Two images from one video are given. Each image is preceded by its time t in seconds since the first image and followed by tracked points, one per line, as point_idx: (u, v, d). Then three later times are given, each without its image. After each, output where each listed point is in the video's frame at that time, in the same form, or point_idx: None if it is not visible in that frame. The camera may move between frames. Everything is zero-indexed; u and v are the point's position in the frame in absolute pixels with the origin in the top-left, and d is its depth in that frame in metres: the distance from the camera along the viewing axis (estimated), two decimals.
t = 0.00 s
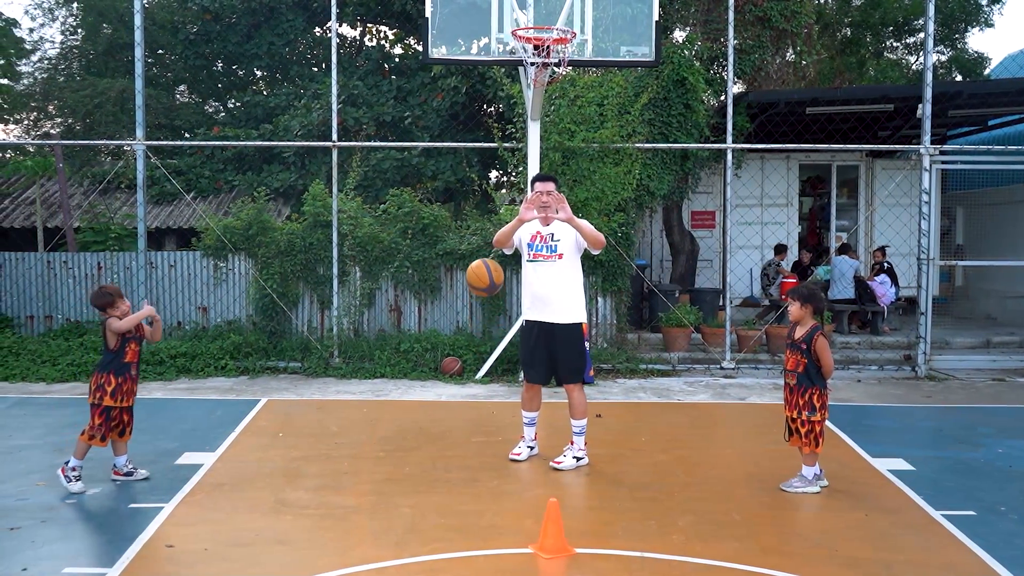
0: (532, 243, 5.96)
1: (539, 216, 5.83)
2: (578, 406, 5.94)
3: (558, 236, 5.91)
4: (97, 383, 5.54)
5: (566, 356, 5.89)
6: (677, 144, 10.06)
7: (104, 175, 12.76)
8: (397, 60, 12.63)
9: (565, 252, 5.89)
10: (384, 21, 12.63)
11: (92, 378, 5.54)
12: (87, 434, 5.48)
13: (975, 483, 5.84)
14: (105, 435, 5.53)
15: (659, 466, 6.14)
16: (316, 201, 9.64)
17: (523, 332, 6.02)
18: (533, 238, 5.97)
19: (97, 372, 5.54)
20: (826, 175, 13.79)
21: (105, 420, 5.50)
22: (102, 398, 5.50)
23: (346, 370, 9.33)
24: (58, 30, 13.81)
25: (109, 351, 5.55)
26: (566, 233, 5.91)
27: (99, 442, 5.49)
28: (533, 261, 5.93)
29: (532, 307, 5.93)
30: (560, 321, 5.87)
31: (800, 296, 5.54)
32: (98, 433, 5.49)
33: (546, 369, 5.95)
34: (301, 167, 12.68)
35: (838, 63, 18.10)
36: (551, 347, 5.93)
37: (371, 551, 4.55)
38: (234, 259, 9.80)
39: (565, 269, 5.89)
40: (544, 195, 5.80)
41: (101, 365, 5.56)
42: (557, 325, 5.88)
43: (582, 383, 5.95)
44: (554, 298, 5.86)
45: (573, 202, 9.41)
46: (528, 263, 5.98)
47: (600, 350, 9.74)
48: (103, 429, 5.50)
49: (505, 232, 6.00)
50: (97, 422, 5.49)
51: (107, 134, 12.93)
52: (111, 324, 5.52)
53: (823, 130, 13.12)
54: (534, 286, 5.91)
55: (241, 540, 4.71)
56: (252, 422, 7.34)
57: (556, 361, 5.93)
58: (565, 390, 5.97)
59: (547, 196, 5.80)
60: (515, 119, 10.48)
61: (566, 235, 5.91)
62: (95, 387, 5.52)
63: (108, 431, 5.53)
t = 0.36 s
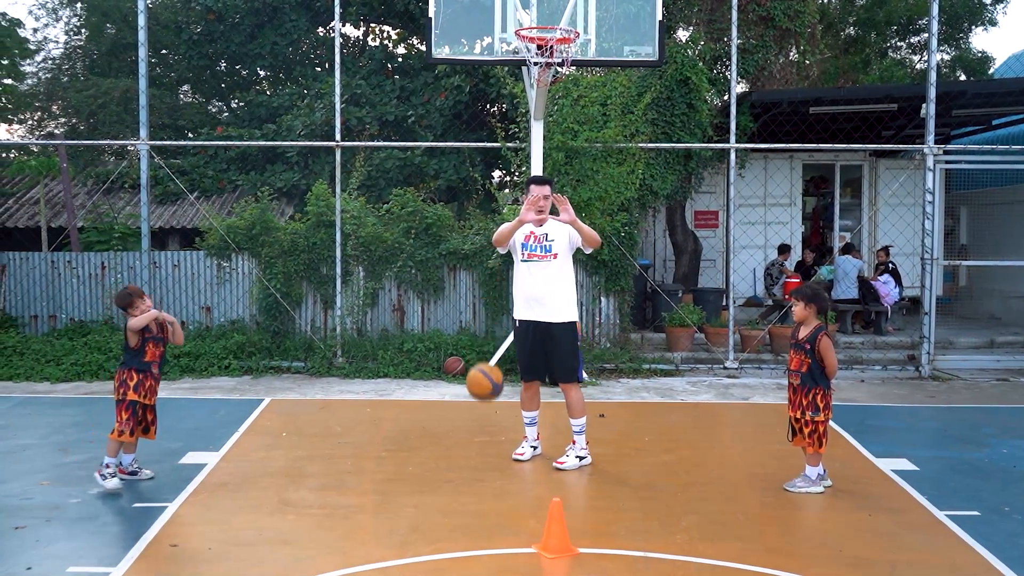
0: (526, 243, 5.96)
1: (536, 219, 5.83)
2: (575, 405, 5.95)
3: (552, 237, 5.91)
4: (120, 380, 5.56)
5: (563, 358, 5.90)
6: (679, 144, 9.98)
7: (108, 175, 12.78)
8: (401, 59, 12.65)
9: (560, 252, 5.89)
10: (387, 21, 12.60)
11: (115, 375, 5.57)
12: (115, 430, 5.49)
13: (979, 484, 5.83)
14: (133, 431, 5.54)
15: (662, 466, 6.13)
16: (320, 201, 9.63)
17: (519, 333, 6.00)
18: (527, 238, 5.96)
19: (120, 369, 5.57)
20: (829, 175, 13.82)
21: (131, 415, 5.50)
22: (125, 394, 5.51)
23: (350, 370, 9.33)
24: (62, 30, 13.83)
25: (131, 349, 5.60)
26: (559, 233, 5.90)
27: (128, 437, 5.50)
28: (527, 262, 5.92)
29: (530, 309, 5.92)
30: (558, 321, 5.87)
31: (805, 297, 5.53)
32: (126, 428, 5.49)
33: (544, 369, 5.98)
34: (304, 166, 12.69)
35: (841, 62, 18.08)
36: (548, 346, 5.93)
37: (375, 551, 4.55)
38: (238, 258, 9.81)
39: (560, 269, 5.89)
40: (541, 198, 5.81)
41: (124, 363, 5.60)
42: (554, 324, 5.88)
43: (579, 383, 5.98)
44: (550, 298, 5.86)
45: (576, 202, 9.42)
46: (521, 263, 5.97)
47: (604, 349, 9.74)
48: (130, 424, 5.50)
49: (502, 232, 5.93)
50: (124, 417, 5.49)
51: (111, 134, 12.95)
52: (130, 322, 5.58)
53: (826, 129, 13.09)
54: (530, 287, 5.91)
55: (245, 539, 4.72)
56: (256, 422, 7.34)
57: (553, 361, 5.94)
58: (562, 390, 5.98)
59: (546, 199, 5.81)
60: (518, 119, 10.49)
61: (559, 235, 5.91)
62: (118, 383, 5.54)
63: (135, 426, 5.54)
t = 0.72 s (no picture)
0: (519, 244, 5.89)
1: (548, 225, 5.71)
2: (551, 407, 5.92)
3: (545, 239, 5.92)
4: (148, 384, 5.62)
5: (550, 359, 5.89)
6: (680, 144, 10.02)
7: (109, 175, 12.80)
8: (401, 60, 12.65)
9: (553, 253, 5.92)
10: (387, 21, 12.63)
11: (142, 380, 5.61)
12: (162, 434, 5.61)
13: (981, 484, 5.83)
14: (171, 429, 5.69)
15: (664, 466, 6.13)
16: (321, 201, 9.62)
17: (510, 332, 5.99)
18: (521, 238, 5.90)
19: (146, 374, 5.62)
20: (830, 175, 13.82)
21: (174, 415, 5.67)
22: (165, 396, 5.64)
23: (351, 371, 9.33)
24: (63, 31, 13.85)
25: (154, 353, 5.63)
26: (551, 235, 5.94)
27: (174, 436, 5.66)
28: (523, 263, 5.89)
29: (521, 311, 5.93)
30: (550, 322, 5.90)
31: (806, 297, 5.53)
32: (171, 427, 5.65)
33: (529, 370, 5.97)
34: (305, 167, 12.70)
35: (842, 62, 18.08)
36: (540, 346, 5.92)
37: (377, 551, 4.55)
38: (239, 259, 9.81)
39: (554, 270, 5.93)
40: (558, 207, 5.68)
41: (147, 368, 5.63)
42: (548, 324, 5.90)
43: (558, 387, 5.93)
44: (546, 299, 5.89)
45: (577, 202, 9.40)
46: (514, 264, 5.93)
47: (605, 349, 9.75)
48: (173, 422, 5.67)
49: (519, 236, 5.66)
50: (169, 418, 5.65)
51: (112, 134, 12.96)
52: (154, 327, 5.59)
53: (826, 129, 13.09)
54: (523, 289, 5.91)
55: (248, 539, 4.72)
56: (258, 422, 7.35)
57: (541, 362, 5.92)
58: (543, 390, 5.94)
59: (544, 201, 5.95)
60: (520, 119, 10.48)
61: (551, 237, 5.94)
62: (149, 387, 5.61)
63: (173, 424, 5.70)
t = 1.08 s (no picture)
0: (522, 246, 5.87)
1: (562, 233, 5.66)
2: (549, 407, 5.96)
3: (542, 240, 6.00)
4: (186, 387, 5.64)
5: (550, 357, 5.91)
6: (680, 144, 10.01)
7: (109, 175, 12.80)
8: (401, 59, 12.64)
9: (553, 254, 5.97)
10: (387, 21, 12.59)
11: (181, 383, 5.63)
12: (200, 435, 5.65)
13: (981, 484, 5.82)
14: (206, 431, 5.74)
15: (664, 466, 6.13)
16: (321, 201, 9.62)
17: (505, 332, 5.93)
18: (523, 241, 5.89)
19: (183, 377, 5.64)
20: (830, 175, 13.82)
21: (209, 418, 5.72)
22: (200, 398, 5.68)
23: (351, 371, 9.31)
24: (63, 30, 13.84)
25: (186, 357, 5.65)
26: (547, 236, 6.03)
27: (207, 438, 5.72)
28: (527, 265, 5.89)
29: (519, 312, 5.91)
30: (551, 322, 5.92)
31: (805, 297, 5.52)
32: (205, 430, 5.69)
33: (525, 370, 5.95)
34: (305, 166, 12.69)
35: (842, 62, 18.07)
36: (539, 344, 5.91)
37: (378, 551, 4.55)
38: (239, 258, 9.81)
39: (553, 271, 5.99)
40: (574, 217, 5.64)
41: (183, 372, 5.65)
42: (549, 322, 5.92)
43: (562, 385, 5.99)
44: (549, 299, 5.94)
45: (577, 202, 9.38)
46: (517, 266, 5.91)
47: (605, 349, 9.75)
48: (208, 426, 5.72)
49: (547, 241, 5.55)
50: (204, 421, 5.68)
51: (111, 134, 12.94)
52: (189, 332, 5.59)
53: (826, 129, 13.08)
54: (523, 291, 5.90)
55: (249, 540, 4.72)
56: (258, 422, 7.34)
57: (538, 362, 5.93)
58: (542, 390, 6.00)
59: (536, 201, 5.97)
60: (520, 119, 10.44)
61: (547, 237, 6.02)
62: (187, 391, 5.64)
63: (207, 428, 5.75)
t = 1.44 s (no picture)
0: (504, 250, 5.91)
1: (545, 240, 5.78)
2: (540, 406, 6.01)
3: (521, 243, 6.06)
4: (188, 388, 5.64)
5: (538, 358, 5.96)
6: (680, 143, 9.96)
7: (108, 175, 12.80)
8: (401, 59, 12.64)
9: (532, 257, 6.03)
10: (387, 21, 12.61)
11: (183, 383, 5.64)
12: (198, 436, 5.66)
13: (981, 484, 5.83)
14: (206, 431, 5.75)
15: (664, 466, 6.14)
16: (320, 201, 9.62)
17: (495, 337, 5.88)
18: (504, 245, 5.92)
19: (188, 377, 5.64)
20: (830, 175, 13.82)
21: (209, 419, 5.72)
22: (203, 400, 5.67)
23: (351, 371, 9.31)
24: (62, 31, 13.83)
25: (193, 357, 5.65)
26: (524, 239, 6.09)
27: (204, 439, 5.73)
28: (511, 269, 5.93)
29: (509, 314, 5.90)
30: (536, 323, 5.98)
31: (807, 297, 5.52)
32: (204, 431, 5.71)
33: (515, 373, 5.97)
34: (305, 166, 12.70)
35: (842, 62, 18.06)
36: (529, 345, 5.96)
37: (378, 551, 4.55)
38: (239, 259, 9.81)
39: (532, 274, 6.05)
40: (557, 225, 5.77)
41: (188, 372, 5.65)
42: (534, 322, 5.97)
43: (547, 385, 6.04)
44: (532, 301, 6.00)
45: (577, 202, 9.37)
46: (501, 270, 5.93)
47: (605, 350, 9.75)
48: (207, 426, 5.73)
49: (538, 248, 5.66)
50: (203, 422, 5.69)
51: (111, 134, 12.94)
52: (198, 334, 5.57)
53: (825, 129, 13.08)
54: (510, 295, 5.93)
55: (249, 540, 4.71)
56: (257, 423, 7.34)
57: (526, 363, 5.96)
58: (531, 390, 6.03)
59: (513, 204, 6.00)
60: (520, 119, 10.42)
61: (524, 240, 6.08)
62: (188, 391, 5.63)
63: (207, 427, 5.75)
